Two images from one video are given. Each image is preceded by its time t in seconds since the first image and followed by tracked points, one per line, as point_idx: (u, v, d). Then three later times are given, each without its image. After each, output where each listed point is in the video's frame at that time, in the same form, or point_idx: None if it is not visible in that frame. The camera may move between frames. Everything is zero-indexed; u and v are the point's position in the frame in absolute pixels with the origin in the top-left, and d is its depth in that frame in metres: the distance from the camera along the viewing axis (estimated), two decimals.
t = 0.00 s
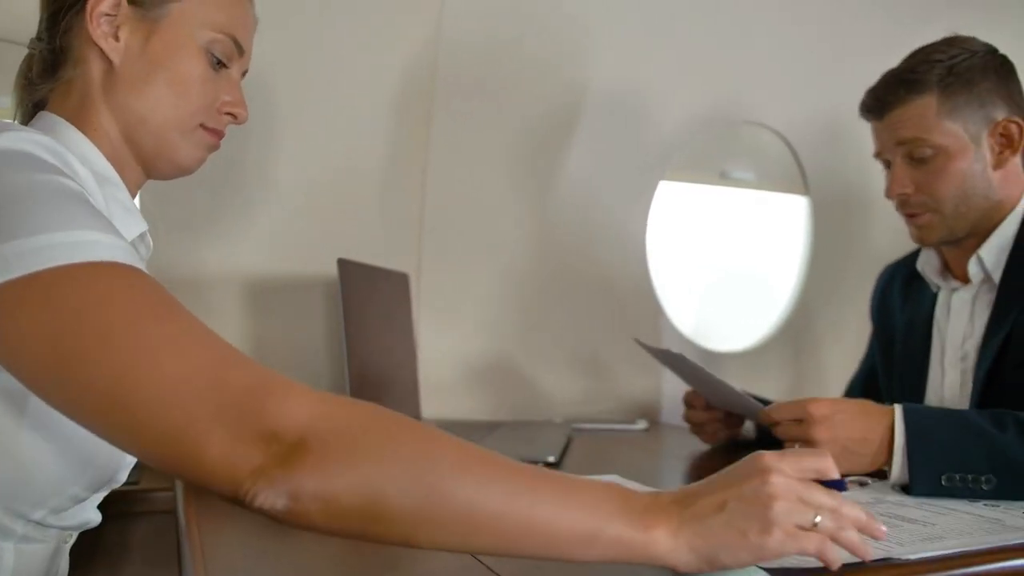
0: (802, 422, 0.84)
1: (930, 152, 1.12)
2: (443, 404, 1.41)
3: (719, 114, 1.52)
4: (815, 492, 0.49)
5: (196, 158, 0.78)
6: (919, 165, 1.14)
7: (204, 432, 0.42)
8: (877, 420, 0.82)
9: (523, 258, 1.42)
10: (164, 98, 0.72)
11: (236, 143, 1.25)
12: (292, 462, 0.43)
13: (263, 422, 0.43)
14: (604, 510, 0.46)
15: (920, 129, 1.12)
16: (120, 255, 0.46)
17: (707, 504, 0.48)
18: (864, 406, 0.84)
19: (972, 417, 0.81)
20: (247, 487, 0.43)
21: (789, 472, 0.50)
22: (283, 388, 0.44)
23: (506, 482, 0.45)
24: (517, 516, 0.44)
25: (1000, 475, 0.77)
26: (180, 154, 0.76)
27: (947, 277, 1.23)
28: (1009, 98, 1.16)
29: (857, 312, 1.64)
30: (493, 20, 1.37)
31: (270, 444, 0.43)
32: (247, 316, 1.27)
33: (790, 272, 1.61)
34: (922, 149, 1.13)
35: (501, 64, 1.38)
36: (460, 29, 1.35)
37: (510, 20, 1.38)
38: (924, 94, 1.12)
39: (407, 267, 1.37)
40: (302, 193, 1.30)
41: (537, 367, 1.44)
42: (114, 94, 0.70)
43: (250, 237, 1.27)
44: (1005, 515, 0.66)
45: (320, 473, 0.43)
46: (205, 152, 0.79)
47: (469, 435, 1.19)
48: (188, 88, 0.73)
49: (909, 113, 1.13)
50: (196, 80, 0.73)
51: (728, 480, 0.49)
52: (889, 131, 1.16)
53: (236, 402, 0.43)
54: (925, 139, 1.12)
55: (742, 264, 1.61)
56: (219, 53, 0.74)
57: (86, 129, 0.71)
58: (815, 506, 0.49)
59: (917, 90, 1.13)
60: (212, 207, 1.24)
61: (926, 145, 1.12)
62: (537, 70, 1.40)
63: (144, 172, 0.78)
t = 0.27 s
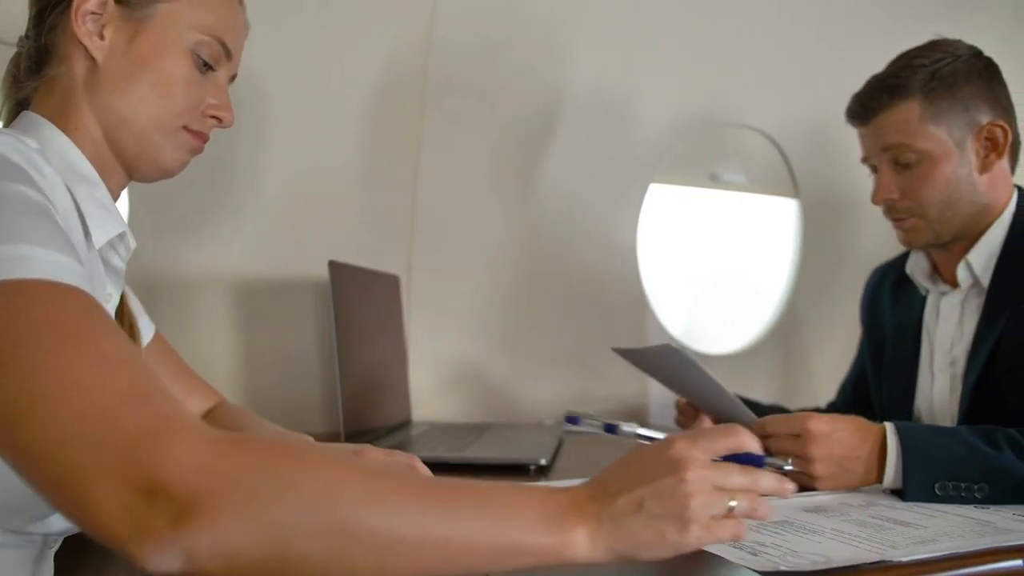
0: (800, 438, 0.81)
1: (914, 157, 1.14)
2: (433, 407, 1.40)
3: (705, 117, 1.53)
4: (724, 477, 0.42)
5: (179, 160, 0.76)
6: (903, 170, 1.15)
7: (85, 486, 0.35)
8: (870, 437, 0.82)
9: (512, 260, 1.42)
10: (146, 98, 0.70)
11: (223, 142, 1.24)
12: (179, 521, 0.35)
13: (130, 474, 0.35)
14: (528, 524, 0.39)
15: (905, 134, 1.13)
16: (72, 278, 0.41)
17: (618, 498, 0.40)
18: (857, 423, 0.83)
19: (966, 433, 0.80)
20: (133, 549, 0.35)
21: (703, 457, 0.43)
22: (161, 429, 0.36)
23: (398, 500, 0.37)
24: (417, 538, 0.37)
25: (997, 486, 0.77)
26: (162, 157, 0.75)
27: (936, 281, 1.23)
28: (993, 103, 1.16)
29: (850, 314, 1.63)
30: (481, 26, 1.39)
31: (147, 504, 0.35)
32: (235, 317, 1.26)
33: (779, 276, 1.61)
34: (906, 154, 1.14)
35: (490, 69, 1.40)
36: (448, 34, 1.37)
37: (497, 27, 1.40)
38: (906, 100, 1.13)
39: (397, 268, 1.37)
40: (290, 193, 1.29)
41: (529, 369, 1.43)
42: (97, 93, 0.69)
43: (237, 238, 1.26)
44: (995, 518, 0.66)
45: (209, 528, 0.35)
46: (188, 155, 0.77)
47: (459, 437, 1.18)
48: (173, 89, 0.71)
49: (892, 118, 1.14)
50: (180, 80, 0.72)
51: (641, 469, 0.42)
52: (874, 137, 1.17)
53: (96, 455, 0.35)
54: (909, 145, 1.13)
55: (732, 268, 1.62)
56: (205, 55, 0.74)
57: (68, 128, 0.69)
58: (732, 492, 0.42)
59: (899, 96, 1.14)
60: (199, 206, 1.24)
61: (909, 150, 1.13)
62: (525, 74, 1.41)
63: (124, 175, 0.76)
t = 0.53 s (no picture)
0: (792, 435, 0.83)
1: (899, 163, 1.14)
2: (423, 411, 1.39)
3: (692, 121, 1.54)
4: (546, 448, 0.49)
5: (161, 162, 0.74)
6: (888, 176, 1.16)
7: None
8: (864, 436, 0.82)
9: (500, 263, 1.41)
10: (129, 98, 0.69)
11: (209, 143, 1.23)
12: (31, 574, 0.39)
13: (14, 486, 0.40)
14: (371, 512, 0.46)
15: (891, 140, 1.14)
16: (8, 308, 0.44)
17: (447, 470, 0.48)
18: (853, 421, 0.84)
19: (956, 435, 0.80)
20: None
21: (523, 428, 0.49)
22: (41, 454, 0.41)
23: (255, 508, 0.44)
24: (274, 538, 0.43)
25: (987, 489, 0.77)
26: (144, 160, 0.73)
27: (922, 286, 1.24)
28: (977, 108, 1.17)
29: (830, 315, 1.67)
30: (469, 26, 1.38)
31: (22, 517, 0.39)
32: (222, 320, 1.25)
33: (766, 279, 1.64)
34: (891, 160, 1.14)
35: (477, 71, 1.39)
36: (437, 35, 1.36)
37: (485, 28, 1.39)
38: (891, 106, 1.14)
39: (387, 271, 1.36)
40: (277, 195, 1.28)
41: (519, 373, 1.43)
42: (78, 92, 0.68)
43: (223, 240, 1.25)
44: (986, 521, 0.66)
45: None
46: (172, 159, 0.75)
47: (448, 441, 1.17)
48: (156, 90, 0.70)
49: (877, 125, 1.15)
50: (165, 81, 0.71)
51: (465, 445, 0.49)
52: (860, 142, 1.17)
53: None
54: (895, 151, 1.14)
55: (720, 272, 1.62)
56: (191, 57, 0.73)
57: (49, 129, 0.69)
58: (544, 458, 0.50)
59: (884, 102, 1.15)
60: (184, 208, 1.22)
61: (894, 157, 1.14)
62: (513, 76, 1.41)
63: (107, 178, 0.75)
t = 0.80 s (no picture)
0: (784, 437, 0.82)
1: (888, 168, 1.15)
2: (412, 414, 1.38)
3: (683, 123, 1.54)
4: (500, 447, 0.57)
5: (148, 163, 0.73)
6: (878, 180, 1.17)
7: None
8: (854, 436, 0.82)
9: (491, 264, 1.41)
10: (115, 98, 0.69)
11: (198, 144, 1.23)
12: None
13: (8, 497, 0.44)
14: (341, 501, 0.52)
15: (880, 145, 1.15)
16: None
17: (416, 459, 0.55)
18: (841, 422, 0.84)
19: (946, 435, 0.81)
20: None
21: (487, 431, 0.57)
22: (28, 468, 0.45)
23: (238, 501, 0.49)
24: (250, 527, 0.48)
25: (976, 491, 0.77)
26: (130, 160, 0.72)
27: (912, 289, 1.24)
28: (966, 113, 1.18)
29: (819, 319, 1.67)
30: (458, 28, 1.38)
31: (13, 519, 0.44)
32: (210, 322, 1.24)
33: (756, 283, 1.64)
34: (880, 165, 1.15)
35: (466, 73, 1.39)
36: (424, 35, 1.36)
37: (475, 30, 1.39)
38: (880, 111, 1.15)
39: (377, 274, 1.35)
40: (266, 196, 1.27)
41: (509, 376, 1.43)
42: (64, 91, 0.68)
43: (211, 242, 1.24)
44: (977, 523, 0.67)
45: None
46: (160, 159, 0.75)
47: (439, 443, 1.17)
48: (142, 90, 0.70)
49: (866, 130, 1.16)
50: (152, 81, 0.70)
51: (434, 441, 0.56)
52: (850, 147, 1.18)
53: None
54: (884, 157, 1.15)
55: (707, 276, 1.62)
56: (178, 58, 0.73)
57: (35, 128, 0.68)
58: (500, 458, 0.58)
59: (873, 107, 1.16)
60: (173, 209, 1.21)
61: (883, 162, 1.15)
62: (503, 78, 1.41)
63: (94, 178, 0.74)
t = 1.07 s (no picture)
0: (777, 441, 0.82)
1: (888, 165, 1.15)
2: (404, 417, 1.37)
3: (676, 126, 1.55)
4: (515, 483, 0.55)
5: (142, 167, 0.73)
6: (877, 179, 1.17)
7: None
8: (847, 436, 0.82)
9: (483, 266, 1.41)
10: (112, 100, 0.68)
11: (191, 144, 1.22)
12: None
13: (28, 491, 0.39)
14: (352, 518, 0.47)
15: (881, 143, 1.15)
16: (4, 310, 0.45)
17: (433, 484, 0.51)
18: (834, 422, 0.83)
19: (937, 436, 0.80)
20: None
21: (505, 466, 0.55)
22: (52, 462, 0.41)
23: (241, 514, 0.44)
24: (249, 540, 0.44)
25: (968, 492, 0.78)
26: (124, 163, 0.72)
27: (903, 291, 1.25)
28: (965, 114, 1.19)
29: (810, 321, 1.68)
30: (453, 29, 1.38)
31: (36, 513, 0.39)
32: (200, 323, 1.23)
33: (747, 285, 1.65)
34: (881, 162, 1.16)
35: (460, 75, 1.39)
36: (418, 37, 1.36)
37: (469, 32, 1.39)
38: (883, 108, 1.15)
39: (369, 276, 1.35)
40: (259, 197, 1.27)
41: (501, 378, 1.43)
42: (60, 93, 0.67)
43: (203, 243, 1.23)
44: (968, 524, 0.67)
45: None
46: (153, 163, 0.74)
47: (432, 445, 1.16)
48: (139, 93, 0.69)
49: (868, 126, 1.16)
50: (150, 85, 0.70)
51: (455, 467, 0.53)
52: (849, 144, 1.18)
53: None
54: (885, 153, 1.15)
55: (699, 279, 1.63)
56: (176, 62, 0.73)
57: (31, 128, 0.68)
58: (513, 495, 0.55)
59: (875, 104, 1.16)
60: (165, 210, 1.21)
61: (884, 159, 1.15)
62: (497, 79, 1.41)
63: (87, 181, 0.74)
